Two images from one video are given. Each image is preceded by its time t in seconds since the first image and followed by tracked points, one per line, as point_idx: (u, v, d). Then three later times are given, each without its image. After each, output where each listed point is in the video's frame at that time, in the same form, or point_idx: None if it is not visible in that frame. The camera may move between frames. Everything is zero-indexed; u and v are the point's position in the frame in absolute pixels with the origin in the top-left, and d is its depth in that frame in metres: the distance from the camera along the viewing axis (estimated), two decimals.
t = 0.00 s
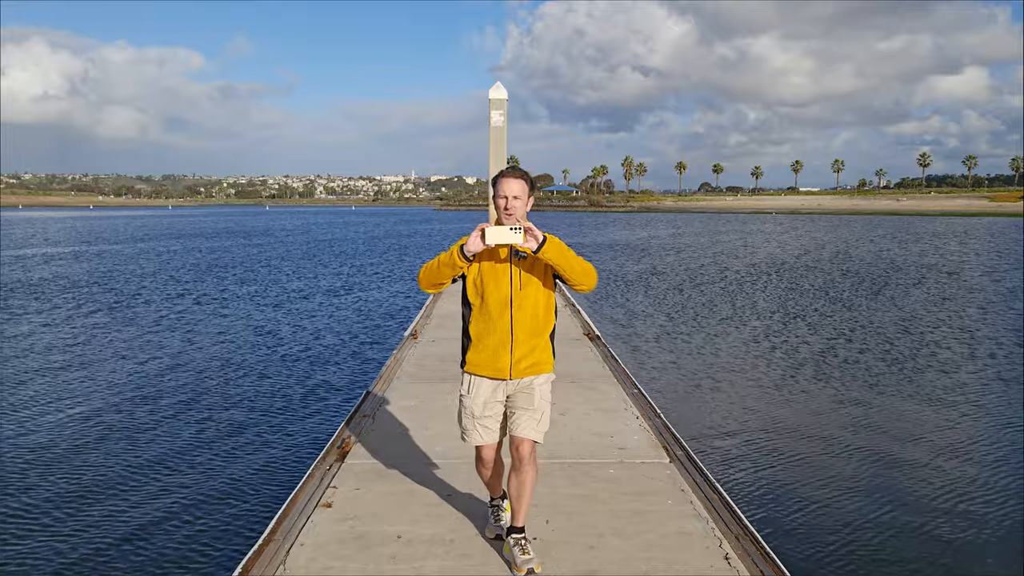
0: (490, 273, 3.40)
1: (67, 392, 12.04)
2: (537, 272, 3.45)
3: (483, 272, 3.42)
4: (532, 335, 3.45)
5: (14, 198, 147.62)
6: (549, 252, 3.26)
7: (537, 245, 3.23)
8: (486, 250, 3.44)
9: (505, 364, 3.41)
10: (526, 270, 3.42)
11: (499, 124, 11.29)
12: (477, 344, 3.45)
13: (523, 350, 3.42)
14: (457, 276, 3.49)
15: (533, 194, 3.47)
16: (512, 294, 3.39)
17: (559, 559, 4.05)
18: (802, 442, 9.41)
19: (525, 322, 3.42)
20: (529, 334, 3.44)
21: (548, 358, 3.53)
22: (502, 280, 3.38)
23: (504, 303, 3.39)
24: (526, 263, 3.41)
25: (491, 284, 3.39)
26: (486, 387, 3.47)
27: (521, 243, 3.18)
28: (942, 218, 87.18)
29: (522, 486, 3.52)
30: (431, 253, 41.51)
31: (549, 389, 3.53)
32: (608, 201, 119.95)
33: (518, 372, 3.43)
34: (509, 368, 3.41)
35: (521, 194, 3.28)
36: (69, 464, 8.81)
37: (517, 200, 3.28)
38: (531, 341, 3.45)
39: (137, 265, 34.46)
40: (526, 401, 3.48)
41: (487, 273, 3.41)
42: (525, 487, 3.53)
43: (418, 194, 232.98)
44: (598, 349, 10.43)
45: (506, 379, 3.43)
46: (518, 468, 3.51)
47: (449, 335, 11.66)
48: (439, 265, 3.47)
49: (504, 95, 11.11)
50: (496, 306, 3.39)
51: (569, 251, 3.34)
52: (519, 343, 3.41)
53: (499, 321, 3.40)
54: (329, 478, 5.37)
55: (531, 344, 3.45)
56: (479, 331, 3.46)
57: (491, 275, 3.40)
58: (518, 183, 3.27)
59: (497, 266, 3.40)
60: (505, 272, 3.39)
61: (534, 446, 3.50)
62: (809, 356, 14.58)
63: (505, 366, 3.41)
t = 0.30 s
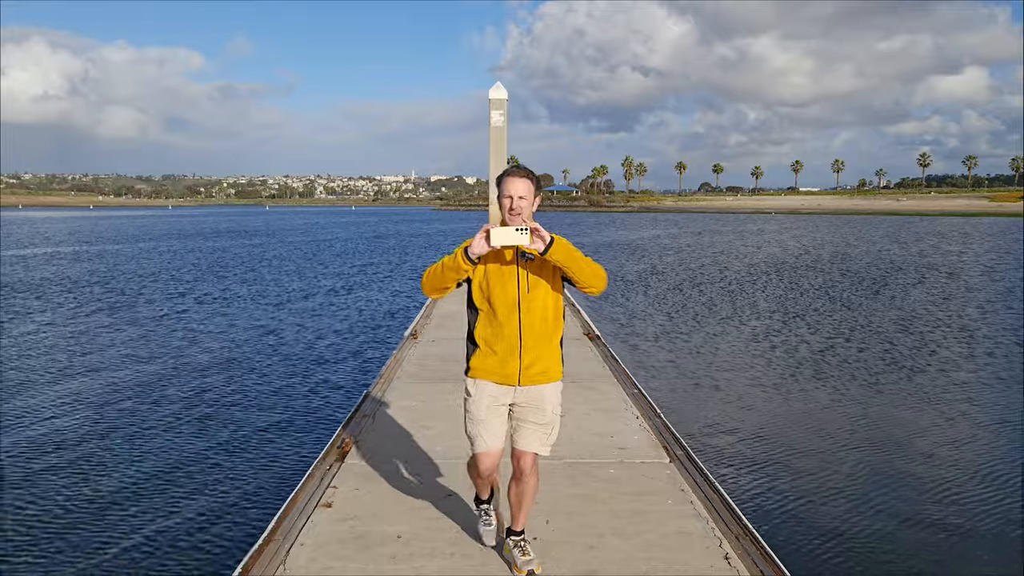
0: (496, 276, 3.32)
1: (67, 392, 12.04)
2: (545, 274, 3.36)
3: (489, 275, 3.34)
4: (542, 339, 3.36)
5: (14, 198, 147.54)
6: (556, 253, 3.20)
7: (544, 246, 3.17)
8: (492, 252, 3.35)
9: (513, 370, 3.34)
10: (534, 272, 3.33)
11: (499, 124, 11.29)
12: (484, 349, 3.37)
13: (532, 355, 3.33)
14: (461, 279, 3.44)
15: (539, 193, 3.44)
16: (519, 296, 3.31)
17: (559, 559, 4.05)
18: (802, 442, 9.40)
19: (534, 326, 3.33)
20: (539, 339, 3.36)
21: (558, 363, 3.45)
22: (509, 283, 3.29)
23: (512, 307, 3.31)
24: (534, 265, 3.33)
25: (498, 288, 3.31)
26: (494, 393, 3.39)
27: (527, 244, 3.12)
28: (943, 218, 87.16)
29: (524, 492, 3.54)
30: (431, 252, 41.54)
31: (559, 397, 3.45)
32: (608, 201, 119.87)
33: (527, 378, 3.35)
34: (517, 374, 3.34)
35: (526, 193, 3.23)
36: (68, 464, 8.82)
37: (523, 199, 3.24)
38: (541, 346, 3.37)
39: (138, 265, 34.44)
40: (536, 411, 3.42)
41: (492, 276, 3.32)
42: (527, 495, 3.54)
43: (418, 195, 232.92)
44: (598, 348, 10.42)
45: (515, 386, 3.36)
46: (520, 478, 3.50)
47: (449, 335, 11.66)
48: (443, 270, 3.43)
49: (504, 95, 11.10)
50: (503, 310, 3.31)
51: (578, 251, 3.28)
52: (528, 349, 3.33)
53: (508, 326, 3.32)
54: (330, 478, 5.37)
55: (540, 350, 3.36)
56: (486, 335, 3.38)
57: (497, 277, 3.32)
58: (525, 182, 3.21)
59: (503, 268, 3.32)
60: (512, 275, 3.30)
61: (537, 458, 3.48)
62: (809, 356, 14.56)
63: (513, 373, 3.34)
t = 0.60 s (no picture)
0: (494, 277, 3.27)
1: (68, 391, 12.04)
2: (545, 276, 3.32)
3: (488, 275, 3.29)
4: (540, 342, 3.31)
5: (14, 198, 147.42)
6: (558, 253, 3.17)
7: (544, 246, 3.14)
8: (490, 251, 3.30)
9: (511, 374, 3.29)
10: (534, 274, 3.30)
11: (499, 124, 11.28)
12: (481, 351, 3.33)
13: (530, 358, 3.29)
14: (459, 279, 3.40)
15: (539, 191, 3.41)
16: (518, 299, 3.26)
17: (559, 558, 4.06)
18: (803, 442, 9.41)
19: (532, 328, 3.29)
20: (538, 342, 3.31)
21: (557, 367, 3.41)
22: (508, 283, 3.25)
23: (510, 308, 3.25)
24: (534, 266, 3.30)
25: (496, 288, 3.27)
26: (491, 398, 3.33)
27: (527, 244, 3.10)
28: (943, 218, 87.11)
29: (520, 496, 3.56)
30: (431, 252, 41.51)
31: (558, 402, 3.42)
32: (608, 201, 119.81)
33: (525, 382, 3.30)
34: (515, 378, 3.29)
35: (526, 191, 3.20)
36: (69, 464, 8.83)
37: (523, 196, 3.21)
38: (540, 349, 3.32)
39: (138, 265, 34.43)
40: (536, 419, 3.38)
41: (490, 276, 3.27)
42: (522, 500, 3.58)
43: (418, 195, 232.90)
44: (598, 348, 10.43)
45: (513, 390, 3.32)
46: (518, 484, 3.51)
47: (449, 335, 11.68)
48: (440, 269, 3.39)
49: (504, 95, 11.09)
50: (502, 311, 3.26)
51: (578, 251, 3.25)
52: (526, 352, 3.28)
53: (506, 328, 3.27)
54: (330, 478, 5.37)
55: (539, 353, 3.32)
56: (483, 337, 3.33)
57: (495, 278, 3.27)
58: (525, 180, 3.18)
59: (502, 268, 3.28)
60: (511, 275, 3.25)
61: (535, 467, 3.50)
62: (809, 356, 14.56)
63: (511, 377, 3.29)
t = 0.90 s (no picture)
0: (485, 280, 3.16)
1: (69, 391, 12.04)
2: (538, 279, 3.21)
3: (478, 279, 3.17)
4: (532, 350, 3.21)
5: (14, 198, 147.26)
6: (552, 256, 3.09)
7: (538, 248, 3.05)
8: (481, 253, 3.19)
9: (502, 384, 3.19)
10: (527, 277, 3.18)
11: (499, 124, 11.26)
12: (471, 360, 3.22)
13: (521, 367, 3.19)
14: (448, 283, 3.26)
15: (533, 192, 3.33)
16: (509, 304, 3.15)
17: (559, 558, 4.06)
18: (803, 442, 9.41)
19: (524, 335, 3.18)
20: (531, 349, 3.21)
21: (549, 375, 3.31)
22: (500, 288, 3.14)
23: (502, 313, 3.14)
24: (527, 269, 3.18)
25: (487, 293, 3.15)
26: (483, 409, 3.24)
27: (520, 246, 3.00)
28: (942, 218, 87.03)
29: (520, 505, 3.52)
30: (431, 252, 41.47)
31: (552, 411, 3.32)
32: (608, 201, 119.72)
33: (517, 392, 3.20)
34: (506, 388, 3.20)
35: (519, 190, 3.13)
36: (68, 463, 8.82)
37: (516, 197, 3.12)
38: (531, 358, 3.22)
39: (138, 265, 34.39)
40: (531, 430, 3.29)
41: (481, 280, 3.16)
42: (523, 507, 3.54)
43: (418, 195, 232.84)
44: (598, 349, 10.42)
45: (503, 400, 3.23)
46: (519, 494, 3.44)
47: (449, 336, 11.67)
48: (427, 271, 3.24)
49: (504, 95, 11.08)
50: (493, 318, 3.15)
51: (572, 254, 3.17)
52: (517, 360, 3.18)
53: (496, 334, 3.16)
54: (330, 478, 5.35)
55: (530, 362, 3.22)
56: (474, 344, 3.22)
57: (486, 281, 3.16)
58: (518, 179, 3.12)
59: (493, 272, 3.17)
60: (503, 278, 3.14)
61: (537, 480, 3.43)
62: (809, 356, 14.54)
63: (501, 387, 3.21)
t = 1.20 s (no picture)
0: (476, 283, 3.05)
1: (68, 391, 12.04)
2: (531, 283, 3.11)
3: (469, 282, 3.07)
4: (527, 354, 3.08)
5: (14, 198, 147.14)
6: (547, 257, 2.99)
7: (533, 251, 2.95)
8: (472, 256, 3.09)
9: (495, 391, 3.04)
10: (520, 280, 3.08)
11: (499, 124, 11.26)
12: (462, 367, 3.08)
13: (515, 372, 3.05)
14: (437, 286, 3.16)
15: (527, 191, 3.24)
16: (502, 307, 3.03)
17: (559, 558, 4.06)
18: (803, 442, 9.41)
19: (518, 337, 3.05)
20: (524, 352, 3.08)
21: (545, 379, 3.16)
22: (492, 291, 3.03)
23: (494, 317, 3.03)
24: (520, 272, 3.08)
25: (479, 296, 3.04)
26: (476, 419, 3.08)
27: (514, 248, 2.89)
28: (942, 218, 86.98)
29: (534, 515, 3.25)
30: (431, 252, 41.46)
31: (552, 410, 3.17)
32: (608, 201, 119.65)
33: (511, 398, 3.05)
34: (500, 395, 3.04)
35: (513, 190, 3.04)
36: (69, 462, 8.84)
37: (510, 197, 3.04)
38: (525, 363, 3.08)
39: (138, 265, 34.37)
40: (532, 421, 3.11)
41: (472, 282, 3.05)
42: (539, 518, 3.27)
43: (417, 195, 232.80)
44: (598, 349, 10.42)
45: (498, 407, 3.07)
46: (530, 502, 3.17)
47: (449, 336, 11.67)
48: (417, 274, 3.14)
49: (504, 95, 11.08)
50: (484, 322, 3.02)
51: (568, 256, 3.07)
52: (511, 366, 3.04)
53: (489, 339, 3.03)
54: (329, 478, 5.36)
55: (525, 367, 3.08)
56: (465, 350, 3.08)
57: (477, 284, 3.05)
58: (512, 178, 3.03)
59: (485, 274, 3.05)
60: (495, 282, 3.04)
61: (548, 479, 3.16)
62: (809, 356, 14.54)
63: (495, 394, 3.05)
